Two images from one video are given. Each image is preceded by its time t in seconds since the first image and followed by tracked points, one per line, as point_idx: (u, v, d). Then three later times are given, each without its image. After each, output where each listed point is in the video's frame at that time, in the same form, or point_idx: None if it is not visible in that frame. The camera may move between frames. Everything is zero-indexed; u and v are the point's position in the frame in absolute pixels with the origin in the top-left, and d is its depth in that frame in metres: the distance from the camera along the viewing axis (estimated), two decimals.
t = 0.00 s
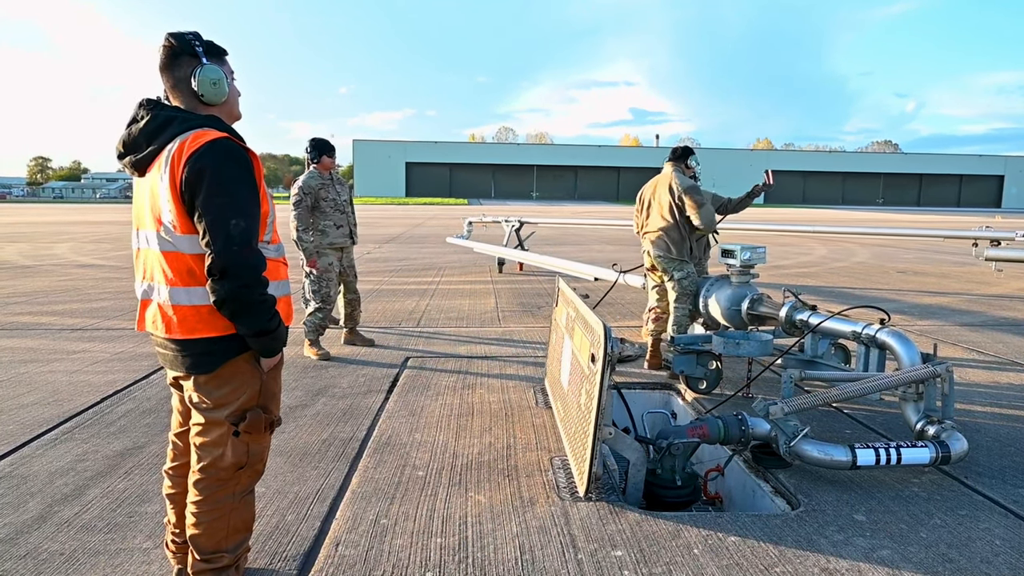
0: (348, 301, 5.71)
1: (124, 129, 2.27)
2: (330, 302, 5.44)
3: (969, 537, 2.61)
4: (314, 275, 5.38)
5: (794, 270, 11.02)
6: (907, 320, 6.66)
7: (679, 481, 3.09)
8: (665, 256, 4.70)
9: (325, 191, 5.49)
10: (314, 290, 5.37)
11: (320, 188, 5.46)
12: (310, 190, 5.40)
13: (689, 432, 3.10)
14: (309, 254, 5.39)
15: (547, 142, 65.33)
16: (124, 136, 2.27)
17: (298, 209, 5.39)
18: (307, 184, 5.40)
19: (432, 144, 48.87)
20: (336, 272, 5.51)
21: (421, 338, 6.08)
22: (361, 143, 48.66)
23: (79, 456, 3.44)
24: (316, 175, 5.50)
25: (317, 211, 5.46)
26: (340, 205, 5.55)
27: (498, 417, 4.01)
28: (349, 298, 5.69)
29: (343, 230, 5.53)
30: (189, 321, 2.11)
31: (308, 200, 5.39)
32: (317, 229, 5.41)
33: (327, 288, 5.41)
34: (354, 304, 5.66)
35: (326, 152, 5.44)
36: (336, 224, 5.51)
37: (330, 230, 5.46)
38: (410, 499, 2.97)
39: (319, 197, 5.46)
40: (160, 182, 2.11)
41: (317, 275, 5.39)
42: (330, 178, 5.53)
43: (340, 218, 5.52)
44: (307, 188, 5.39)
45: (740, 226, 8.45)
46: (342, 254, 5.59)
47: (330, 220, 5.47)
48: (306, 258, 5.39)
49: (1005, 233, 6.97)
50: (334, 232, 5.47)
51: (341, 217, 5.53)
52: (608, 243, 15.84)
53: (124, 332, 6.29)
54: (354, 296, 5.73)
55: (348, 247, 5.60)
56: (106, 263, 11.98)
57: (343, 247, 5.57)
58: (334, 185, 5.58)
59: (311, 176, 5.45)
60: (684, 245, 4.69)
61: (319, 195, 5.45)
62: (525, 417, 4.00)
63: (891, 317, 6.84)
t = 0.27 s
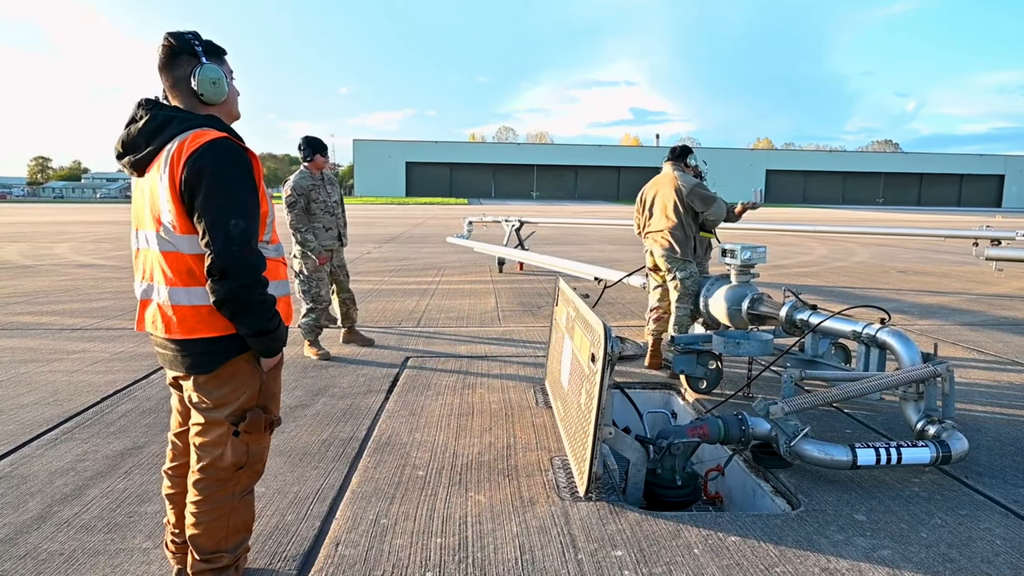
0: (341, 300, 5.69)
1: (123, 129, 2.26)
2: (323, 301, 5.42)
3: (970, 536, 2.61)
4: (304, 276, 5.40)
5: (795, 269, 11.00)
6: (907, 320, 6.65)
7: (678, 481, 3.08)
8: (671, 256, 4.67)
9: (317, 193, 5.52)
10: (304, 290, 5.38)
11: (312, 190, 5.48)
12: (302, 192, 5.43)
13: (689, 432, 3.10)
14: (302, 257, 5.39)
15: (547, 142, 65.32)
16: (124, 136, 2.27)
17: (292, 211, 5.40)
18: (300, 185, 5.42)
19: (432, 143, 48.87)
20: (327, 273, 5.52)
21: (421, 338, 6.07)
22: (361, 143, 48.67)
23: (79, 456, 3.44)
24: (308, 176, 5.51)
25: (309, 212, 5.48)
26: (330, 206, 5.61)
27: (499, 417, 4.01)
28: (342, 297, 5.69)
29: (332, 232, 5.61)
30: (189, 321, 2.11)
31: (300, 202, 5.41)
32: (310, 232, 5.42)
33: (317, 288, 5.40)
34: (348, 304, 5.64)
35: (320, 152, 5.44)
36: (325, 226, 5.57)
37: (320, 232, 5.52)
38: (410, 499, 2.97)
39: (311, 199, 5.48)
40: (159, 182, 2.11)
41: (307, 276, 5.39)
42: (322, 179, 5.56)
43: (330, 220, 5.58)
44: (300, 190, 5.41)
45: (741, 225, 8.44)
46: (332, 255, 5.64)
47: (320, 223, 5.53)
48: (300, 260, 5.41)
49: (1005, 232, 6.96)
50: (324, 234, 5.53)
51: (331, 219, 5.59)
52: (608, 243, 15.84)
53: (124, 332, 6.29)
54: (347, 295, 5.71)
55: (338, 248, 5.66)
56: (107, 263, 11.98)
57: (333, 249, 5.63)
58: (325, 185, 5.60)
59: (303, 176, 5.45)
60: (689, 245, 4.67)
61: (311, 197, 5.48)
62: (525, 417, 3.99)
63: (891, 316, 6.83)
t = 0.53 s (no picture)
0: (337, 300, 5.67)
1: (124, 130, 2.25)
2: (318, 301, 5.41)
3: (975, 538, 2.59)
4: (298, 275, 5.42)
5: (796, 269, 10.99)
6: (910, 320, 6.63)
7: (680, 482, 3.07)
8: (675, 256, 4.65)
9: (312, 192, 5.64)
10: (299, 290, 5.36)
11: (308, 190, 5.60)
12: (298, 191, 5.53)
13: (691, 432, 3.08)
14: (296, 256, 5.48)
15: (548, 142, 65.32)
16: (124, 137, 2.26)
17: (288, 209, 5.47)
18: (296, 185, 5.53)
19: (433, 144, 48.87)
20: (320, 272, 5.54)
21: (422, 338, 6.06)
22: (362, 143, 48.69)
23: (80, 457, 3.43)
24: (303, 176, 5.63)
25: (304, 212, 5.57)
26: (326, 206, 5.71)
27: (500, 417, 4.00)
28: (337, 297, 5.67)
29: (326, 232, 5.72)
30: (190, 321, 2.10)
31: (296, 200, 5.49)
32: (303, 231, 5.53)
33: (311, 287, 5.39)
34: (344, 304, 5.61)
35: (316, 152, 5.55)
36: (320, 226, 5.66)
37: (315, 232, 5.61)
38: (411, 500, 2.95)
39: (307, 198, 5.58)
40: (161, 182, 2.10)
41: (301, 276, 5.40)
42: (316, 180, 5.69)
43: (325, 220, 5.68)
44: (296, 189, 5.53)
45: (742, 225, 8.43)
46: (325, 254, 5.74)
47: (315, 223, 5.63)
48: (294, 260, 5.46)
49: (1007, 232, 6.94)
50: (318, 234, 5.63)
51: (325, 219, 5.69)
52: (609, 243, 15.83)
53: (125, 333, 6.29)
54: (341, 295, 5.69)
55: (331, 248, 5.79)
56: (107, 263, 11.98)
57: (326, 249, 5.75)
58: (319, 185, 5.75)
59: (299, 176, 5.58)
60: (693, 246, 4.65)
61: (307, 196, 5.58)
62: (527, 418, 3.98)
63: (893, 316, 6.82)
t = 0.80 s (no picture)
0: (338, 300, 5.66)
1: (125, 130, 2.25)
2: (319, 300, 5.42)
3: (979, 540, 2.58)
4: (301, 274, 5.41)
5: (798, 270, 10.97)
6: (912, 321, 6.62)
7: (683, 483, 3.06)
8: (677, 257, 4.64)
9: (308, 193, 5.65)
10: (302, 288, 5.36)
11: (303, 190, 5.62)
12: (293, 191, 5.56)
13: (693, 433, 3.07)
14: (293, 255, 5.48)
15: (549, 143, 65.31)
16: (125, 137, 2.26)
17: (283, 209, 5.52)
18: (291, 185, 5.57)
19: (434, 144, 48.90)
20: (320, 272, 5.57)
21: (424, 339, 6.06)
22: (364, 144, 48.74)
23: (82, 458, 3.43)
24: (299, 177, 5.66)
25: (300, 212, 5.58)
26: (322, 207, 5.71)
27: (502, 418, 3.99)
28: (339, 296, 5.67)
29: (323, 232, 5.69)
30: (191, 322, 2.10)
31: (291, 200, 5.53)
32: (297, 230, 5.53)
33: (314, 286, 5.39)
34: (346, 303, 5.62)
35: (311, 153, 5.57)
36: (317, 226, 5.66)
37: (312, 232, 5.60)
38: (413, 501, 2.95)
39: (302, 198, 5.60)
40: (162, 181, 2.09)
41: (303, 274, 5.40)
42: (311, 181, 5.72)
43: (321, 220, 5.67)
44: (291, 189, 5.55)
45: (744, 225, 8.42)
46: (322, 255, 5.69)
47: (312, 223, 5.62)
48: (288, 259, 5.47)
49: (1010, 232, 6.93)
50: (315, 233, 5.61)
51: (321, 219, 5.68)
52: (611, 244, 15.81)
53: (127, 334, 6.30)
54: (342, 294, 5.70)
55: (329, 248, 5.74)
56: (111, 264, 12.01)
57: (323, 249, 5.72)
58: (316, 186, 5.76)
59: (294, 177, 5.64)
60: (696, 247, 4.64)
61: (303, 196, 5.60)
62: (529, 419, 3.98)
63: (896, 317, 6.80)
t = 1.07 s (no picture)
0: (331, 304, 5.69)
1: (127, 133, 2.26)
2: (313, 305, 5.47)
3: (981, 545, 2.57)
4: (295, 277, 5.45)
5: (800, 274, 10.96)
6: (915, 325, 6.61)
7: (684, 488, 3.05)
8: (677, 261, 4.65)
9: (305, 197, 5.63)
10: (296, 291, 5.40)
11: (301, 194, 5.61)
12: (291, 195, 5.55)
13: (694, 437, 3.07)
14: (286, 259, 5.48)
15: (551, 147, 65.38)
16: (127, 140, 2.26)
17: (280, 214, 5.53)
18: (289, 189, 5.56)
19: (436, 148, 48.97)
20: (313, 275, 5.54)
21: (425, 343, 6.06)
22: (366, 148, 48.83)
23: (83, 461, 3.43)
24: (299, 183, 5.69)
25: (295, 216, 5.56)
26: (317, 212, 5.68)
27: (503, 422, 3.99)
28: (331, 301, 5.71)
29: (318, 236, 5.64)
30: (192, 326, 2.10)
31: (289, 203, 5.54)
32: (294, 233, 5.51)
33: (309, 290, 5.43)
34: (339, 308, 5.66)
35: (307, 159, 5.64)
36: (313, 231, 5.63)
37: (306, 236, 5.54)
38: (414, 505, 2.95)
39: (300, 203, 5.58)
40: (163, 184, 2.10)
41: (297, 277, 5.45)
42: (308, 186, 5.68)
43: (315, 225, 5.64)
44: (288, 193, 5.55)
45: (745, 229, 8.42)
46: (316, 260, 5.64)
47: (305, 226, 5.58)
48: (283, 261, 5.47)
49: (1013, 236, 6.92)
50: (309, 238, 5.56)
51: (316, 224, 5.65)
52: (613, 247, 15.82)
53: (129, 337, 6.30)
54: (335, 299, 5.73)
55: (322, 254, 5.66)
56: (113, 267, 12.03)
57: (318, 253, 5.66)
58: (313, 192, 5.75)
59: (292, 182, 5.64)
60: (696, 251, 4.64)
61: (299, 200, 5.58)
62: (530, 423, 3.97)
63: (898, 321, 6.79)
